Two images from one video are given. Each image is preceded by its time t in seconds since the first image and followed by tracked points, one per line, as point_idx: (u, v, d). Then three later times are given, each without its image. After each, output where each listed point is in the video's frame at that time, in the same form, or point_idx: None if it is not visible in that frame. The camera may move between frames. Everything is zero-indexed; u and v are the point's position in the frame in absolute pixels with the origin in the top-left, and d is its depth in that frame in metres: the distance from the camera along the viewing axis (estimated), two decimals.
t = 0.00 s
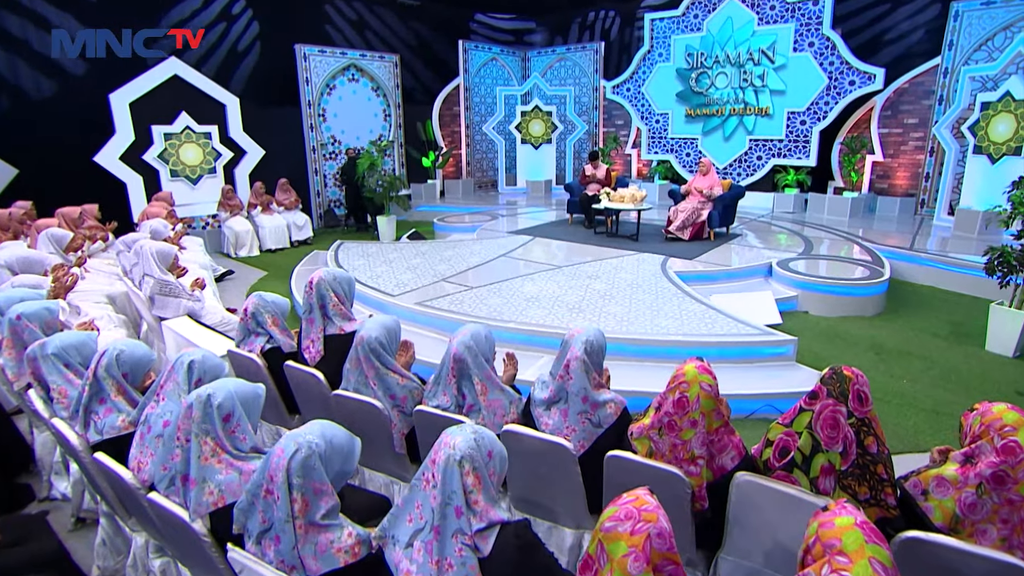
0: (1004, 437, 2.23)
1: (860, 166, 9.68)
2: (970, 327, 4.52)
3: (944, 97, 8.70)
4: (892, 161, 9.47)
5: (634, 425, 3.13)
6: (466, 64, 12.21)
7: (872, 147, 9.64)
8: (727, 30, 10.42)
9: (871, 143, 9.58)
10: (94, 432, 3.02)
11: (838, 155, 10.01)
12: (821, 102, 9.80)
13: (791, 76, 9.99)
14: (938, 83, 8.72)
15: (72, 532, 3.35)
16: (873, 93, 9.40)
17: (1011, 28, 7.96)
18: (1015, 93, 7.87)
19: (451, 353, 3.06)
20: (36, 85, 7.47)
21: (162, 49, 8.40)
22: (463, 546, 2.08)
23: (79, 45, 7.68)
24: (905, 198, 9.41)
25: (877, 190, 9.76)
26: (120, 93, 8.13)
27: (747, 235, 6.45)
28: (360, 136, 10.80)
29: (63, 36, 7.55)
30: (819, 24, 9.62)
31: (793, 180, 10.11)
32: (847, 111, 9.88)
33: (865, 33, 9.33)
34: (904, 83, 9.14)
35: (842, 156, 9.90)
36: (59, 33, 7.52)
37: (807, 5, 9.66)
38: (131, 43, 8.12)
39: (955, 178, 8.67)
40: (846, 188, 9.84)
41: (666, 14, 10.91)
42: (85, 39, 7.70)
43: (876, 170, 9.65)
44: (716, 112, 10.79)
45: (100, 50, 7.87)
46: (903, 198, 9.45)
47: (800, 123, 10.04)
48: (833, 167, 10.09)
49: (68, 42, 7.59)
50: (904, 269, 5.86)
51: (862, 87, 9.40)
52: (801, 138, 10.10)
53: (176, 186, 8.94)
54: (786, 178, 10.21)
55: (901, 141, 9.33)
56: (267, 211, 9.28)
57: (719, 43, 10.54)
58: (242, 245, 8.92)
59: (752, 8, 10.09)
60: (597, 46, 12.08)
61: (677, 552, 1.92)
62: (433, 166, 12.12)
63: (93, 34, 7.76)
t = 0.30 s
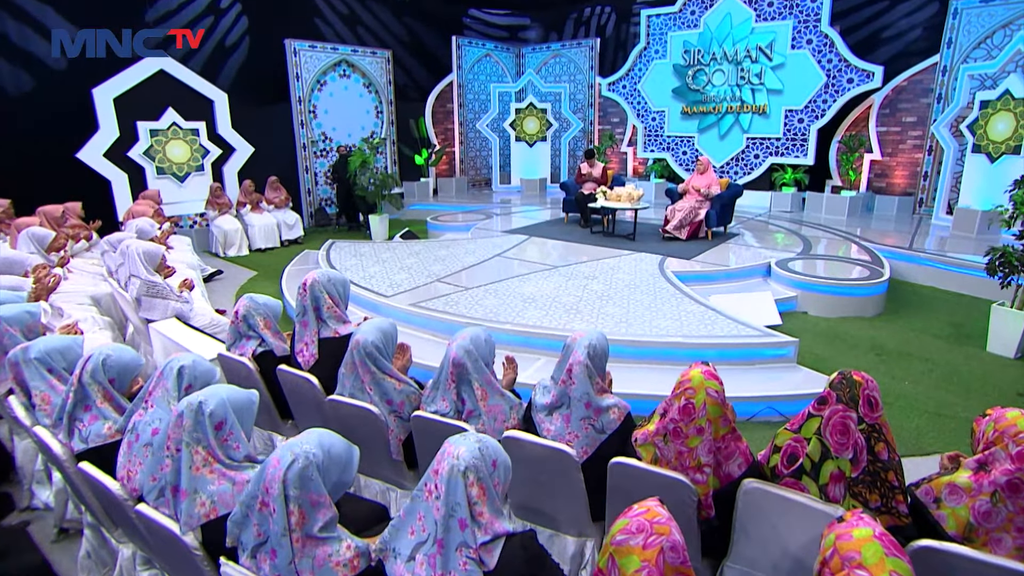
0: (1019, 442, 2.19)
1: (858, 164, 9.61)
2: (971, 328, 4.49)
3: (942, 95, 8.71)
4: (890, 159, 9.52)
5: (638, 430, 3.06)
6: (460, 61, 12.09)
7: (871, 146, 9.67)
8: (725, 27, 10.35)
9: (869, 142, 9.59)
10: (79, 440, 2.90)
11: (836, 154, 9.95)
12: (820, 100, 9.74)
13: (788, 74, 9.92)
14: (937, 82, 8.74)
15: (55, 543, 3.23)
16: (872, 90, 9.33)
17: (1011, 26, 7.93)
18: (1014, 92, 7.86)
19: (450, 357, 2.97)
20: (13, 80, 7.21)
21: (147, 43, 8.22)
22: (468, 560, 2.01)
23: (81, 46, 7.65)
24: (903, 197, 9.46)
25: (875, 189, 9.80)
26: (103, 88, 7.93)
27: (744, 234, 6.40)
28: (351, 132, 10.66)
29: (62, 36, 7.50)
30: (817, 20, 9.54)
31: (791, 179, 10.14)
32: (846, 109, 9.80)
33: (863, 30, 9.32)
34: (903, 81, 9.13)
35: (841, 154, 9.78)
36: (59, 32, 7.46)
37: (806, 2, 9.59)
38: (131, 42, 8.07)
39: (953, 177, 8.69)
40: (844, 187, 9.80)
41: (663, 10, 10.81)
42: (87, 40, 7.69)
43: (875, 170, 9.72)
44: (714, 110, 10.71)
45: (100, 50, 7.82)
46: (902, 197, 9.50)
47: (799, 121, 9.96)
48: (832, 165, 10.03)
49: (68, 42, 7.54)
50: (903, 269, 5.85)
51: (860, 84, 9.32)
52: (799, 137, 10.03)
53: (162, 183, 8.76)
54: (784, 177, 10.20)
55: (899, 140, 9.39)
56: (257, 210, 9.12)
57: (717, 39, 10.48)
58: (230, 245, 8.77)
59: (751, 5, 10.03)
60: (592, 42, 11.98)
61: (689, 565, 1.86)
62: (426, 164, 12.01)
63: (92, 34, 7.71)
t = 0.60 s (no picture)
0: None
1: (854, 164, 9.58)
2: (971, 328, 4.47)
3: (939, 94, 8.60)
4: (886, 158, 9.45)
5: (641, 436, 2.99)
6: (451, 58, 11.99)
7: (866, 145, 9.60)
8: (722, 25, 10.30)
9: (865, 140, 9.55)
10: (62, 452, 2.78)
11: (832, 152, 9.91)
12: (815, 99, 9.73)
13: (784, 74, 9.90)
14: (934, 80, 8.62)
15: (35, 558, 3.09)
16: (867, 89, 9.34)
17: (1007, 24, 7.82)
18: (1010, 91, 7.74)
19: (447, 363, 2.88)
20: None
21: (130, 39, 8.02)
22: None
23: (80, 46, 7.58)
24: (900, 196, 9.36)
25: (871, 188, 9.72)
26: (84, 84, 7.73)
27: (741, 234, 6.36)
28: (341, 131, 10.52)
29: (63, 36, 7.44)
30: (813, 19, 9.53)
31: (787, 178, 10.00)
32: (840, 108, 9.71)
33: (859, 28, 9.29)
34: (898, 79, 9.09)
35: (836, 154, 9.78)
36: (59, 32, 7.41)
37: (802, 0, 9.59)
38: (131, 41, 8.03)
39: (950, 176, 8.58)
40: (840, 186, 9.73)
41: (657, 8, 10.78)
42: (86, 39, 7.62)
43: (871, 169, 9.62)
44: (709, 108, 10.69)
45: (100, 50, 7.78)
46: (898, 196, 9.41)
47: (794, 119, 9.95)
48: (828, 164, 9.96)
49: (68, 42, 7.48)
50: (901, 269, 5.86)
51: (856, 83, 9.32)
52: (794, 135, 10.02)
53: (147, 183, 8.57)
54: (780, 176, 10.10)
55: (895, 138, 9.30)
56: (244, 210, 8.96)
57: (713, 37, 10.42)
58: (217, 246, 8.61)
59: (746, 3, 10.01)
60: (586, 40, 11.90)
61: None
62: (418, 163, 11.90)
63: (93, 34, 7.66)
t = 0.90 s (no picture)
0: None
1: (849, 163, 9.65)
2: (968, 329, 4.45)
3: (933, 92, 8.56)
4: (881, 157, 9.47)
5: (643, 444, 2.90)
6: (441, 56, 11.88)
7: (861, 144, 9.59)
8: (717, 22, 10.10)
9: (860, 139, 9.53)
10: (39, 466, 2.64)
11: (826, 151, 9.87)
12: (809, 97, 9.55)
13: (777, 74, 9.74)
14: (927, 79, 8.61)
15: None
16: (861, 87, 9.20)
17: (1000, 23, 7.82)
18: (1004, 90, 7.70)
19: (445, 369, 2.78)
20: None
21: (108, 34, 7.79)
22: None
23: (80, 46, 7.56)
24: (893, 196, 9.37)
25: (865, 187, 9.75)
26: (60, 80, 7.49)
27: (735, 234, 6.32)
28: (328, 129, 10.37)
29: (62, 35, 7.41)
30: (807, 16, 9.37)
31: (781, 177, 10.02)
32: (834, 107, 9.69)
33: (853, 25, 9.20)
34: (892, 78, 9.03)
35: (830, 152, 9.76)
36: (59, 32, 7.38)
37: None
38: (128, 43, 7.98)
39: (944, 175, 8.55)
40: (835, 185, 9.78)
41: (649, 5, 10.59)
42: (86, 39, 7.60)
43: (865, 168, 9.65)
44: (703, 107, 10.50)
45: (100, 50, 7.76)
46: (891, 196, 9.41)
47: (788, 118, 9.78)
48: (821, 163, 9.95)
49: (67, 42, 7.45)
50: (897, 269, 5.87)
51: (850, 82, 9.16)
52: (789, 134, 9.83)
53: (127, 182, 8.36)
54: (774, 175, 10.08)
55: (889, 138, 9.35)
56: (229, 210, 8.78)
57: (707, 34, 10.23)
58: (202, 247, 8.42)
59: None
60: (577, 37, 11.83)
61: None
62: (407, 162, 11.78)
63: (91, 34, 7.63)
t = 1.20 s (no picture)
0: None
1: (840, 161, 9.57)
2: (962, 328, 4.45)
3: (924, 91, 8.57)
4: (872, 156, 9.42)
5: (647, 450, 2.80)
6: (428, 53, 11.75)
7: (851, 143, 9.54)
8: (709, 19, 10.06)
9: (850, 138, 9.49)
10: (15, 481, 2.49)
11: (818, 150, 9.87)
12: (802, 95, 9.57)
13: (769, 73, 9.74)
14: (918, 77, 8.63)
15: None
16: (852, 86, 9.25)
17: (991, 22, 7.83)
18: (996, 88, 7.59)
19: (443, 374, 2.69)
20: None
21: (84, 28, 7.56)
22: None
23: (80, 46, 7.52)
24: (886, 194, 9.31)
25: (857, 185, 9.66)
26: (33, 76, 7.23)
27: (727, 234, 6.30)
28: (313, 128, 10.19)
29: (62, 35, 7.38)
30: (799, 14, 9.37)
31: (773, 176, 9.99)
32: (826, 105, 9.65)
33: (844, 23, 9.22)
34: (884, 76, 9.05)
35: (822, 151, 9.77)
36: (59, 32, 7.35)
37: None
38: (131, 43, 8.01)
39: (936, 173, 8.45)
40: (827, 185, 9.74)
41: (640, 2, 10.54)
42: (87, 39, 7.57)
43: (857, 166, 9.55)
44: (695, 106, 10.45)
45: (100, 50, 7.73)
46: (884, 194, 9.36)
47: (780, 117, 9.80)
48: (813, 163, 9.96)
49: (68, 42, 7.41)
50: (891, 268, 5.88)
51: (842, 80, 9.20)
52: (780, 133, 9.88)
53: (105, 182, 8.11)
54: (766, 174, 10.07)
55: (881, 136, 9.29)
56: (211, 210, 8.58)
57: (699, 32, 10.19)
58: (183, 249, 8.20)
59: None
60: (566, 35, 11.76)
61: None
62: (394, 161, 11.64)
63: (91, 33, 7.60)
